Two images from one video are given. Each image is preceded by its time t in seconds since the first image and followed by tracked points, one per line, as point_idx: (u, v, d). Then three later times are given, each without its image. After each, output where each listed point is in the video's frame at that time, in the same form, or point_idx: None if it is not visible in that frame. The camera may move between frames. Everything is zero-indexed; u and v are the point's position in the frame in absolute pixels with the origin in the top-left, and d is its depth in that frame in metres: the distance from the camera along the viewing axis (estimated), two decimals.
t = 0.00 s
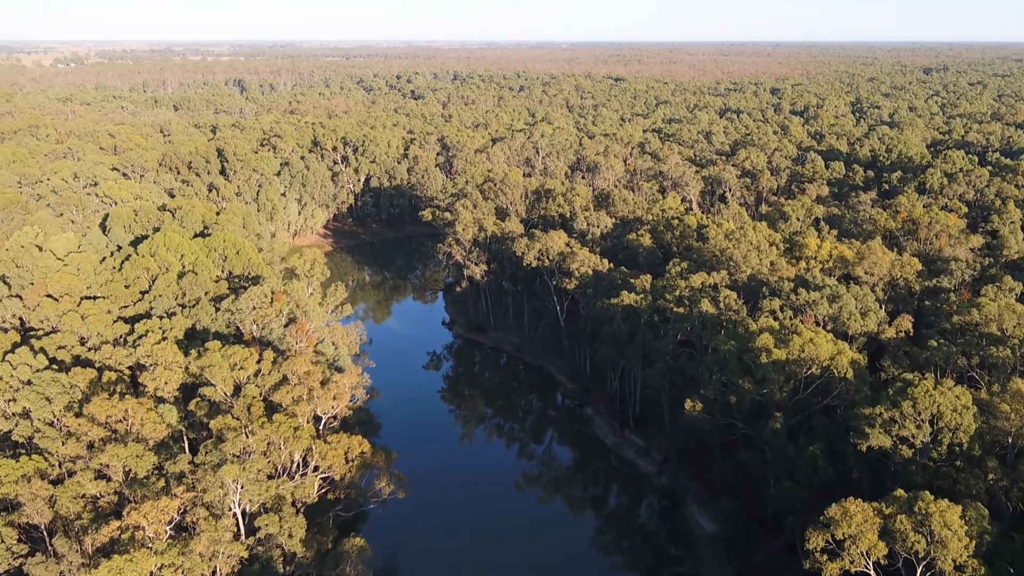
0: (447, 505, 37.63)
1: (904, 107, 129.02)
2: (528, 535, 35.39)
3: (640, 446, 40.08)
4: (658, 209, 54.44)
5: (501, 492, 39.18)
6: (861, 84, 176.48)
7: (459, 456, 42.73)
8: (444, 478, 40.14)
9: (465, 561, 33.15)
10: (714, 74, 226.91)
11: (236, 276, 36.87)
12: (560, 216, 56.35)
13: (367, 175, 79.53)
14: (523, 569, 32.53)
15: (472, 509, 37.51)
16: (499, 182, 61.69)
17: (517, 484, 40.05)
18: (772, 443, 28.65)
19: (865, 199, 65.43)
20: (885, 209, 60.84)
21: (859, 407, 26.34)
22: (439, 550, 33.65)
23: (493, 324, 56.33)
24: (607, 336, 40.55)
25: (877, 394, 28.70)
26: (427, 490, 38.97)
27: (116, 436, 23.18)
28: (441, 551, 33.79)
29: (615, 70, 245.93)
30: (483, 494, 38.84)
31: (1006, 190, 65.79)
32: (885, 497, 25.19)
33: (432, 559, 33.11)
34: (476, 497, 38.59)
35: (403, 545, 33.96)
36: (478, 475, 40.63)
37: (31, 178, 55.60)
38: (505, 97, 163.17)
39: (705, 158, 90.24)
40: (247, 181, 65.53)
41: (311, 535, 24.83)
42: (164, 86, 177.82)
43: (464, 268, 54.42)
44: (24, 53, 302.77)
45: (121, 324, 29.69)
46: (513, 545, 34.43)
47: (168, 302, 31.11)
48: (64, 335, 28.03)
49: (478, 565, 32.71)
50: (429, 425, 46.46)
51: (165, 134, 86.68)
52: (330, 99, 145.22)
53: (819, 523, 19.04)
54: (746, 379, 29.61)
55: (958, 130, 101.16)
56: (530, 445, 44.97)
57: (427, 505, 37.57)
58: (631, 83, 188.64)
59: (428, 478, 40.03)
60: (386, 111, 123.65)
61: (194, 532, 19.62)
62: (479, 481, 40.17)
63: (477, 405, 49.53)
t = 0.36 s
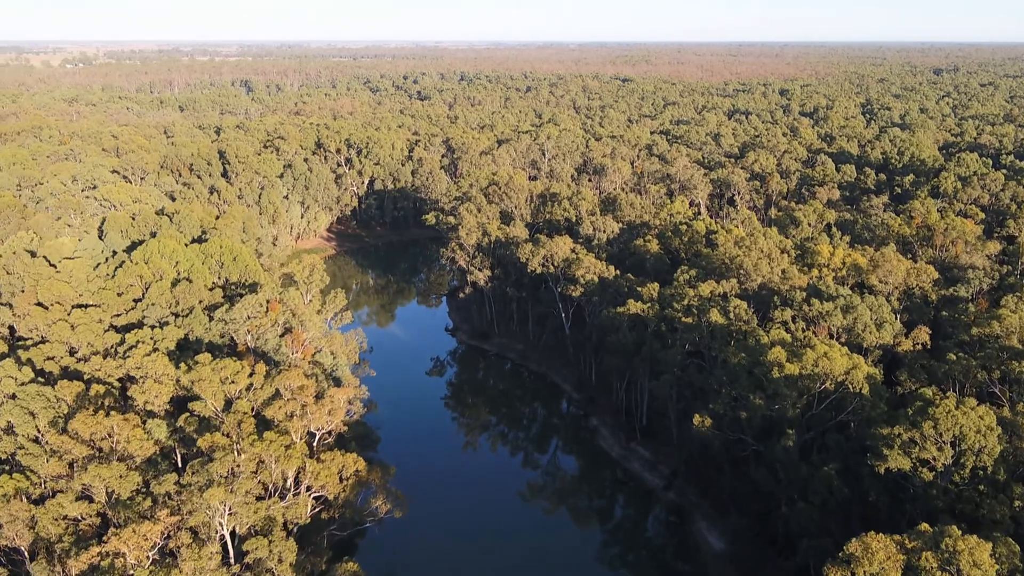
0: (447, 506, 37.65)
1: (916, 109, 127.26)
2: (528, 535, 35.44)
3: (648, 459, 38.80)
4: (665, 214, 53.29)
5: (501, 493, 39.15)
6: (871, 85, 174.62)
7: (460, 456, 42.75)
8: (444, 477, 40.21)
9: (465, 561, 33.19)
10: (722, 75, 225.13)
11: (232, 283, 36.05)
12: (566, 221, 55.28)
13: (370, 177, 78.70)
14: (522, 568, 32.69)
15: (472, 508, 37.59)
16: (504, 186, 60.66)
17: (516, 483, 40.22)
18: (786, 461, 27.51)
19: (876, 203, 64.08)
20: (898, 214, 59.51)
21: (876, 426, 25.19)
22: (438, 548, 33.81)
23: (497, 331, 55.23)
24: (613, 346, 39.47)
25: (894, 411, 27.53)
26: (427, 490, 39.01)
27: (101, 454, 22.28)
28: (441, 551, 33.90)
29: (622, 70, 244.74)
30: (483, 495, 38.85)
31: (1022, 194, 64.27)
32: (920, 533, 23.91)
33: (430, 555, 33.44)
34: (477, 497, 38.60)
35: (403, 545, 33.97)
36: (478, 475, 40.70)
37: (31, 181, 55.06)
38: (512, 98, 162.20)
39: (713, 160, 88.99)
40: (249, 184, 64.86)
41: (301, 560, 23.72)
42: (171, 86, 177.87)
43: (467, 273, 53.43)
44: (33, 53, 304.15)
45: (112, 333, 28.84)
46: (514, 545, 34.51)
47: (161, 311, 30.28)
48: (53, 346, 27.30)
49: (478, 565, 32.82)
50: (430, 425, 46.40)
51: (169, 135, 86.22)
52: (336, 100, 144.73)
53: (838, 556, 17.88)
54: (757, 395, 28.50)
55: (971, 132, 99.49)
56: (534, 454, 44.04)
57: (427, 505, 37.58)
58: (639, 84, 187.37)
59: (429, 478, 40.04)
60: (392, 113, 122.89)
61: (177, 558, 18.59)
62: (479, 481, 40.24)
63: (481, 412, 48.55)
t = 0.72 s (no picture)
0: (448, 505, 37.71)
1: (927, 109, 125.55)
2: (529, 535, 35.56)
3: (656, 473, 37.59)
4: (673, 218, 52.11)
5: (501, 493, 39.18)
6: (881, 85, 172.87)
7: (460, 457, 42.67)
8: (444, 476, 40.32)
9: (465, 561, 33.31)
10: (730, 75, 223.51)
11: (228, 290, 35.25)
12: (572, 225, 54.16)
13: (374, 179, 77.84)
14: (522, 568, 32.82)
15: (472, 508, 37.68)
16: (508, 189, 59.60)
17: (516, 486, 40.16)
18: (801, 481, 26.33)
19: (889, 207, 62.73)
20: (911, 219, 58.16)
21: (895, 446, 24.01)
22: (439, 548, 33.91)
23: (501, 338, 54.07)
24: (619, 355, 38.39)
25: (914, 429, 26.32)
26: (427, 489, 39.06)
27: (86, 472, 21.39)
28: (441, 551, 34.04)
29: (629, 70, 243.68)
30: (484, 495, 38.93)
31: None
32: (941, 559, 22.82)
33: (431, 554, 33.56)
34: (477, 497, 38.67)
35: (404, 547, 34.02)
36: (478, 475, 40.75)
37: (30, 184, 54.45)
38: (518, 98, 161.18)
39: (722, 162, 87.63)
40: (250, 187, 64.12)
41: None
42: (177, 86, 177.88)
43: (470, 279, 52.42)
44: (42, 53, 305.26)
45: (103, 343, 28.02)
46: (514, 545, 34.65)
47: (153, 320, 29.45)
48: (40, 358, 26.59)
49: (478, 565, 32.98)
50: (429, 425, 46.46)
51: (172, 136, 85.63)
52: (342, 101, 144.09)
53: None
54: (769, 411, 27.35)
55: (984, 133, 97.89)
56: (539, 463, 43.11)
57: (427, 505, 37.64)
58: (646, 84, 186.07)
59: (429, 477, 40.11)
60: (398, 113, 122.08)
61: None
62: (479, 481, 40.33)
63: (485, 420, 47.53)
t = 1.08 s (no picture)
0: (447, 506, 37.77)
1: (939, 111, 123.69)
2: (529, 535, 35.65)
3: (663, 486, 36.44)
4: (681, 223, 50.93)
5: (501, 494, 39.19)
6: (891, 86, 170.96)
7: (460, 459, 42.57)
8: (443, 476, 40.43)
9: (465, 562, 33.30)
10: (738, 75, 221.94)
11: (224, 297, 34.41)
12: (578, 230, 53.12)
13: (378, 181, 77.00)
14: (522, 568, 32.85)
15: (472, 508, 37.76)
16: (513, 192, 58.55)
17: (517, 488, 40.10)
18: (817, 502, 25.12)
19: (902, 211, 61.35)
20: (925, 223, 56.82)
21: (917, 469, 22.79)
22: (439, 548, 34.01)
23: (505, 344, 52.91)
24: (625, 365, 37.37)
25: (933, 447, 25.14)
26: (427, 489, 39.17)
27: (68, 492, 20.50)
28: (441, 551, 34.06)
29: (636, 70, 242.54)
30: (484, 496, 38.92)
31: None
32: None
33: (431, 554, 33.65)
34: (477, 498, 38.65)
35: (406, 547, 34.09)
36: (478, 478, 40.64)
37: (29, 187, 53.82)
38: (525, 99, 160.17)
39: (731, 164, 86.27)
40: (252, 189, 63.35)
41: None
42: (184, 87, 177.97)
43: (474, 284, 51.43)
44: (51, 53, 306.59)
45: (92, 353, 27.22)
46: (514, 545, 34.72)
47: (145, 330, 28.64)
48: (28, 370, 25.93)
49: (478, 565, 32.97)
50: (429, 425, 46.36)
51: (176, 137, 85.08)
52: (348, 101, 143.52)
53: None
54: (782, 428, 26.21)
55: (998, 136, 96.16)
56: (543, 472, 42.23)
57: (427, 505, 37.71)
58: (654, 84, 184.75)
59: (428, 477, 40.22)
60: (403, 114, 121.26)
61: None
62: (478, 481, 40.38)
63: (488, 428, 46.62)
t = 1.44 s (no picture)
0: (448, 508, 37.73)
1: (951, 112, 121.86)
2: (529, 537, 35.59)
3: (671, 500, 35.26)
4: (689, 228, 49.75)
5: (502, 497, 39.09)
6: (901, 86, 169.10)
7: (460, 461, 42.37)
8: (443, 477, 40.36)
9: (465, 564, 33.32)
10: (746, 75, 220.20)
11: (220, 305, 33.49)
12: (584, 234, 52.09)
13: (382, 184, 76.13)
14: (522, 571, 32.81)
15: (472, 511, 37.71)
16: (518, 195, 57.49)
17: (518, 491, 40.01)
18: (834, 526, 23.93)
19: (915, 215, 59.94)
20: (939, 228, 55.45)
21: (940, 493, 21.57)
22: (439, 550, 33.95)
23: (509, 351, 51.77)
24: (632, 376, 36.29)
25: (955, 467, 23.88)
26: (427, 491, 39.12)
27: (48, 514, 19.58)
28: (442, 552, 34.06)
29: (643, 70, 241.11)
30: (484, 499, 38.82)
31: None
32: None
33: (431, 555, 33.71)
34: (477, 501, 38.57)
35: (408, 549, 34.12)
36: (479, 481, 40.49)
37: (28, 189, 53.19)
38: (531, 99, 159.01)
39: (740, 167, 84.92)
40: (253, 192, 62.60)
41: None
42: (190, 87, 177.72)
43: (478, 290, 50.44)
44: (60, 53, 307.89)
45: (81, 364, 26.42)
46: (515, 548, 34.69)
47: (135, 339, 27.78)
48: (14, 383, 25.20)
49: (478, 567, 32.96)
50: (430, 426, 46.14)
51: (179, 138, 84.47)
52: (353, 102, 142.86)
53: None
54: (795, 446, 25.08)
55: (1012, 137, 94.43)
56: (548, 483, 41.17)
57: (427, 507, 37.68)
58: (661, 85, 183.29)
59: (428, 479, 40.16)
60: (408, 115, 120.42)
61: None
62: (480, 491, 39.53)
63: (492, 436, 45.61)
